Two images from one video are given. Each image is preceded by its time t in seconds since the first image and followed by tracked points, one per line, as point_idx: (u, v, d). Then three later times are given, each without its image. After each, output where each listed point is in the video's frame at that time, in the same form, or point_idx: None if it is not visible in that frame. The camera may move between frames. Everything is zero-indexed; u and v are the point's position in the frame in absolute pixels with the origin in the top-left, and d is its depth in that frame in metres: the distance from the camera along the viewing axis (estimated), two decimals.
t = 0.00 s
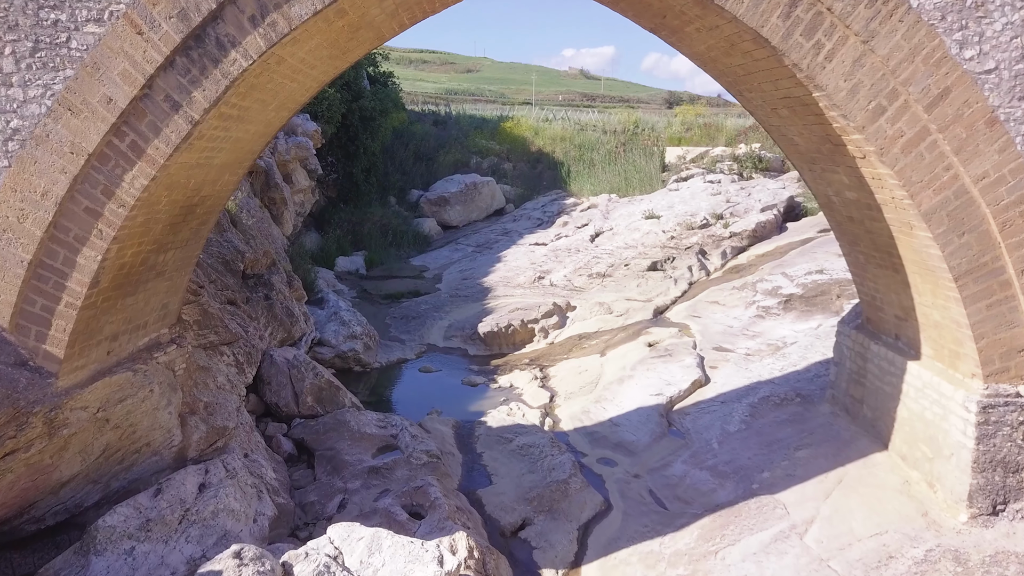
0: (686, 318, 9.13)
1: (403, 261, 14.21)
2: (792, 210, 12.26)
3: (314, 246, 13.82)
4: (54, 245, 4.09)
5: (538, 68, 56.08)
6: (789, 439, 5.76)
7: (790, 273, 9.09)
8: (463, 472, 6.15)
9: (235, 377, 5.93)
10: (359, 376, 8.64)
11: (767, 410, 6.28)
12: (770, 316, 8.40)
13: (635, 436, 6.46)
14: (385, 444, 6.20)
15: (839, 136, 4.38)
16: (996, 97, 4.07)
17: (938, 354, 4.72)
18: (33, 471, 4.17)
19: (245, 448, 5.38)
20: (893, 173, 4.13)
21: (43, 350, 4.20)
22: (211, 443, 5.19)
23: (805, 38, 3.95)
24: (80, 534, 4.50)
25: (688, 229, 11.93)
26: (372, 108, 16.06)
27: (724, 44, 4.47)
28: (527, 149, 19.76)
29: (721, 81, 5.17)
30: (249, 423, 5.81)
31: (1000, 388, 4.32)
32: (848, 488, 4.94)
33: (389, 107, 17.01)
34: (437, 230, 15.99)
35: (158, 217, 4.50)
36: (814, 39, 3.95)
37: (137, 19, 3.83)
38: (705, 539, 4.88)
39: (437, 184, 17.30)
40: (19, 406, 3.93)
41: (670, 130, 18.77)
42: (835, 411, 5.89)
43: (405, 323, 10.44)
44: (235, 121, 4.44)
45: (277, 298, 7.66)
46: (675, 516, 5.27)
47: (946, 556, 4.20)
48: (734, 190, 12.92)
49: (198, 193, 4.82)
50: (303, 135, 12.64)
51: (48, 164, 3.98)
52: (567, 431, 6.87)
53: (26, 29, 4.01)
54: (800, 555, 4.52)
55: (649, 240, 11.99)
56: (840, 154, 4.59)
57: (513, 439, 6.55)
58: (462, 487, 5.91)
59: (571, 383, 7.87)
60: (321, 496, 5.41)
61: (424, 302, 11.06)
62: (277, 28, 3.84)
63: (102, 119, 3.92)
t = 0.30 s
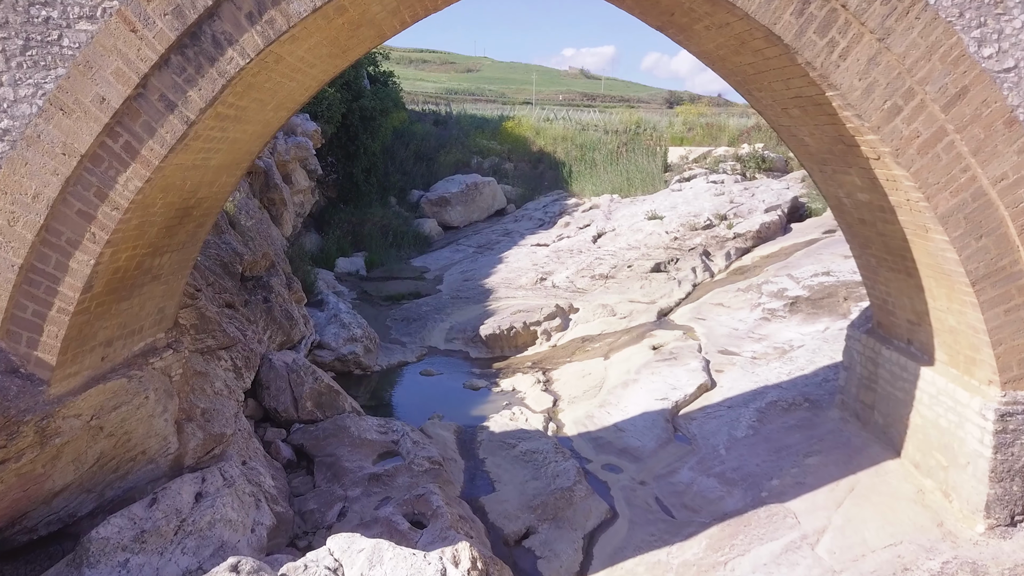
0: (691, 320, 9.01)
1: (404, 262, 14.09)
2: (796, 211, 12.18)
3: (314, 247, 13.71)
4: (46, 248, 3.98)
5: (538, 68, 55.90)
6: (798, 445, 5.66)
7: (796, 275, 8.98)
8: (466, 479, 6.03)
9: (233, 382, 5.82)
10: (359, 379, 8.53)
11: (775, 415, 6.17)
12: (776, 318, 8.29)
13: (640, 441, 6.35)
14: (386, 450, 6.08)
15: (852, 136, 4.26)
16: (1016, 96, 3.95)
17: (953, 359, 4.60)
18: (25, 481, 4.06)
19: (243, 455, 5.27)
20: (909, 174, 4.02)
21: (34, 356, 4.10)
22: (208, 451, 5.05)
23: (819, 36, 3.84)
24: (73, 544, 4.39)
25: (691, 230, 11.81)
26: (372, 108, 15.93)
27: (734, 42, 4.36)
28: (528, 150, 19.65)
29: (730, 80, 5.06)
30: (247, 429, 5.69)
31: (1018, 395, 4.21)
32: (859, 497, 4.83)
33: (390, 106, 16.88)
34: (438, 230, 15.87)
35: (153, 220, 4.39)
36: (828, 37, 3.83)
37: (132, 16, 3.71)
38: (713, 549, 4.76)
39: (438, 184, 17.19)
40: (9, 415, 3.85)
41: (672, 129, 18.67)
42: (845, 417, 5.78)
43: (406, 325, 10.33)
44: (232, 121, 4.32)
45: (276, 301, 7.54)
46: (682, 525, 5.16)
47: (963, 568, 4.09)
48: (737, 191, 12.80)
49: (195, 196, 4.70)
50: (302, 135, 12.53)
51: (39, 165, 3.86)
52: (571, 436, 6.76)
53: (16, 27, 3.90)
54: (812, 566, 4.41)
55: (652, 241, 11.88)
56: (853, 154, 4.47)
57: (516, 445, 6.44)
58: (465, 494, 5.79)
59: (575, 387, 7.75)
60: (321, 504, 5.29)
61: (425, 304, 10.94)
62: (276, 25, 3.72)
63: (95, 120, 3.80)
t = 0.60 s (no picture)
0: (695, 322, 8.89)
1: (404, 263, 13.96)
2: (800, 212, 12.10)
3: (314, 248, 13.59)
4: (35, 252, 3.86)
5: (538, 68, 55.70)
6: (807, 451, 5.54)
7: (802, 276, 8.86)
8: (467, 485, 5.91)
9: (229, 388, 5.70)
10: (359, 382, 8.40)
11: (782, 420, 6.05)
12: (781, 321, 8.18)
13: (645, 447, 6.23)
14: (386, 456, 5.96)
15: (866, 136, 4.14)
16: None
17: (968, 365, 4.49)
18: (14, 492, 3.93)
19: (239, 462, 5.15)
20: (925, 176, 3.90)
21: (24, 363, 3.99)
22: (204, 458, 4.95)
23: (833, 32, 3.71)
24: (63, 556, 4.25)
25: (694, 230, 11.69)
26: (372, 107, 15.79)
27: (744, 39, 4.24)
28: (529, 150, 19.59)
29: (739, 78, 4.93)
30: (244, 435, 5.57)
31: None
32: (872, 506, 4.71)
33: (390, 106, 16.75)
34: (438, 230, 15.75)
35: (147, 222, 4.27)
36: (842, 34, 3.71)
37: (123, 12, 3.58)
38: (722, 560, 4.65)
39: (438, 184, 17.06)
40: None
41: (674, 129, 18.55)
42: (854, 423, 5.66)
43: (406, 327, 10.21)
44: (228, 120, 4.21)
45: (274, 303, 7.41)
46: (689, 534, 5.04)
47: None
48: (741, 191, 12.67)
49: (190, 197, 4.59)
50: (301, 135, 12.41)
51: (27, 166, 3.73)
52: (574, 441, 6.64)
53: (4, 23, 3.78)
54: None
55: (655, 241, 11.75)
56: (866, 155, 4.35)
57: (519, 450, 6.32)
58: (466, 501, 5.68)
59: (578, 390, 7.63)
60: (319, 512, 5.16)
61: (426, 306, 10.82)
62: (272, 22, 3.60)
63: (85, 119, 3.68)
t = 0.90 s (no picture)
0: (699, 324, 8.77)
1: (404, 264, 13.85)
2: (804, 212, 12.00)
3: (313, 248, 13.47)
4: (24, 255, 3.74)
5: (538, 67, 55.52)
6: (817, 458, 5.42)
7: (807, 278, 8.75)
8: (469, 492, 5.79)
9: (226, 393, 5.57)
10: (358, 386, 8.28)
11: (791, 425, 5.94)
12: (787, 323, 8.06)
13: (650, 453, 6.11)
14: (386, 463, 5.84)
15: (881, 135, 4.02)
16: None
17: (984, 372, 4.37)
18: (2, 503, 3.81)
19: (236, 470, 5.03)
20: (943, 177, 3.78)
21: (12, 370, 3.87)
22: (200, 466, 4.82)
23: (848, 29, 3.59)
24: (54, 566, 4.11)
25: (698, 231, 11.57)
26: (371, 107, 15.66)
27: (754, 36, 4.12)
28: (529, 149, 19.47)
29: (748, 76, 4.81)
30: (241, 441, 5.45)
31: None
32: (884, 516, 4.60)
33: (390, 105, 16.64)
34: (438, 231, 15.64)
35: (140, 224, 4.15)
36: (858, 30, 3.59)
37: (114, 7, 3.46)
38: (731, 571, 4.53)
39: (438, 184, 16.94)
40: None
41: (676, 128, 18.44)
42: (865, 428, 5.54)
43: (406, 329, 10.09)
44: (223, 119, 4.08)
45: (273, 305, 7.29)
46: (697, 544, 4.93)
47: None
48: (744, 191, 12.55)
49: (184, 198, 4.46)
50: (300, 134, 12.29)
51: (16, 167, 3.62)
52: (578, 446, 6.52)
53: None
54: None
55: (658, 242, 11.63)
56: (881, 155, 4.23)
57: (522, 456, 6.20)
58: (468, 509, 5.55)
59: (581, 394, 7.51)
60: (318, 521, 5.03)
61: (426, 307, 10.70)
62: (268, 17, 3.47)
63: (75, 118, 3.56)
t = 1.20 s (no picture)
0: (704, 327, 8.64)
1: (405, 264, 13.73)
2: (808, 212, 11.91)
3: (313, 249, 13.35)
4: (12, 258, 3.62)
5: (538, 67, 55.33)
6: (828, 465, 5.31)
7: (814, 279, 8.62)
8: (472, 500, 5.66)
9: (223, 398, 5.45)
10: (358, 389, 8.16)
11: (800, 431, 5.83)
12: (794, 326, 7.94)
13: (656, 459, 5.98)
14: (387, 469, 5.71)
15: (898, 134, 3.89)
16: None
17: (1002, 378, 4.25)
18: None
19: (232, 478, 4.90)
20: (963, 177, 3.65)
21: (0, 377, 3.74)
22: (195, 474, 4.68)
23: (866, 24, 3.46)
24: None
25: (701, 231, 11.46)
26: (371, 106, 15.52)
27: (767, 32, 4.00)
28: (530, 149, 19.33)
29: (759, 74, 4.68)
30: (238, 448, 5.33)
31: None
32: (899, 525, 4.48)
33: (390, 104, 16.50)
34: (439, 231, 15.52)
35: (134, 226, 4.02)
36: (876, 25, 3.46)
37: (105, 2, 3.33)
38: None
39: (439, 184, 16.82)
40: None
41: (678, 128, 18.31)
42: (876, 434, 5.42)
43: (407, 331, 9.96)
44: (219, 118, 3.96)
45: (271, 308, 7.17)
46: (705, 554, 4.81)
47: None
48: (748, 191, 12.43)
49: (179, 199, 4.34)
50: (300, 134, 12.17)
51: (4, 167, 3.49)
52: (582, 452, 6.39)
53: None
54: None
55: (661, 243, 11.50)
56: (897, 155, 4.10)
57: (525, 462, 6.08)
58: (471, 517, 5.43)
59: (585, 398, 7.38)
60: (316, 530, 4.90)
61: (427, 309, 10.57)
62: (264, 12, 3.34)
63: (64, 117, 3.43)
